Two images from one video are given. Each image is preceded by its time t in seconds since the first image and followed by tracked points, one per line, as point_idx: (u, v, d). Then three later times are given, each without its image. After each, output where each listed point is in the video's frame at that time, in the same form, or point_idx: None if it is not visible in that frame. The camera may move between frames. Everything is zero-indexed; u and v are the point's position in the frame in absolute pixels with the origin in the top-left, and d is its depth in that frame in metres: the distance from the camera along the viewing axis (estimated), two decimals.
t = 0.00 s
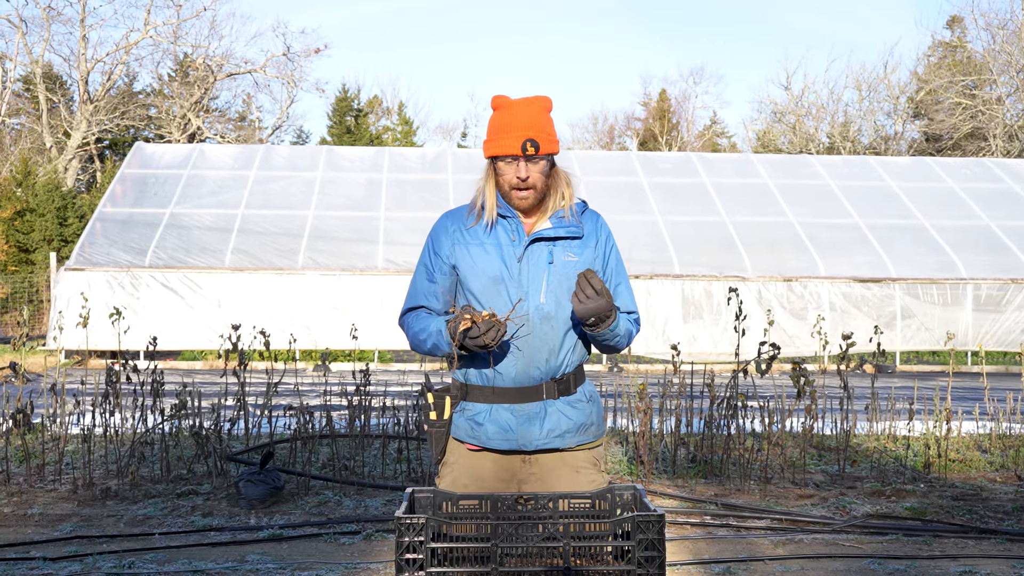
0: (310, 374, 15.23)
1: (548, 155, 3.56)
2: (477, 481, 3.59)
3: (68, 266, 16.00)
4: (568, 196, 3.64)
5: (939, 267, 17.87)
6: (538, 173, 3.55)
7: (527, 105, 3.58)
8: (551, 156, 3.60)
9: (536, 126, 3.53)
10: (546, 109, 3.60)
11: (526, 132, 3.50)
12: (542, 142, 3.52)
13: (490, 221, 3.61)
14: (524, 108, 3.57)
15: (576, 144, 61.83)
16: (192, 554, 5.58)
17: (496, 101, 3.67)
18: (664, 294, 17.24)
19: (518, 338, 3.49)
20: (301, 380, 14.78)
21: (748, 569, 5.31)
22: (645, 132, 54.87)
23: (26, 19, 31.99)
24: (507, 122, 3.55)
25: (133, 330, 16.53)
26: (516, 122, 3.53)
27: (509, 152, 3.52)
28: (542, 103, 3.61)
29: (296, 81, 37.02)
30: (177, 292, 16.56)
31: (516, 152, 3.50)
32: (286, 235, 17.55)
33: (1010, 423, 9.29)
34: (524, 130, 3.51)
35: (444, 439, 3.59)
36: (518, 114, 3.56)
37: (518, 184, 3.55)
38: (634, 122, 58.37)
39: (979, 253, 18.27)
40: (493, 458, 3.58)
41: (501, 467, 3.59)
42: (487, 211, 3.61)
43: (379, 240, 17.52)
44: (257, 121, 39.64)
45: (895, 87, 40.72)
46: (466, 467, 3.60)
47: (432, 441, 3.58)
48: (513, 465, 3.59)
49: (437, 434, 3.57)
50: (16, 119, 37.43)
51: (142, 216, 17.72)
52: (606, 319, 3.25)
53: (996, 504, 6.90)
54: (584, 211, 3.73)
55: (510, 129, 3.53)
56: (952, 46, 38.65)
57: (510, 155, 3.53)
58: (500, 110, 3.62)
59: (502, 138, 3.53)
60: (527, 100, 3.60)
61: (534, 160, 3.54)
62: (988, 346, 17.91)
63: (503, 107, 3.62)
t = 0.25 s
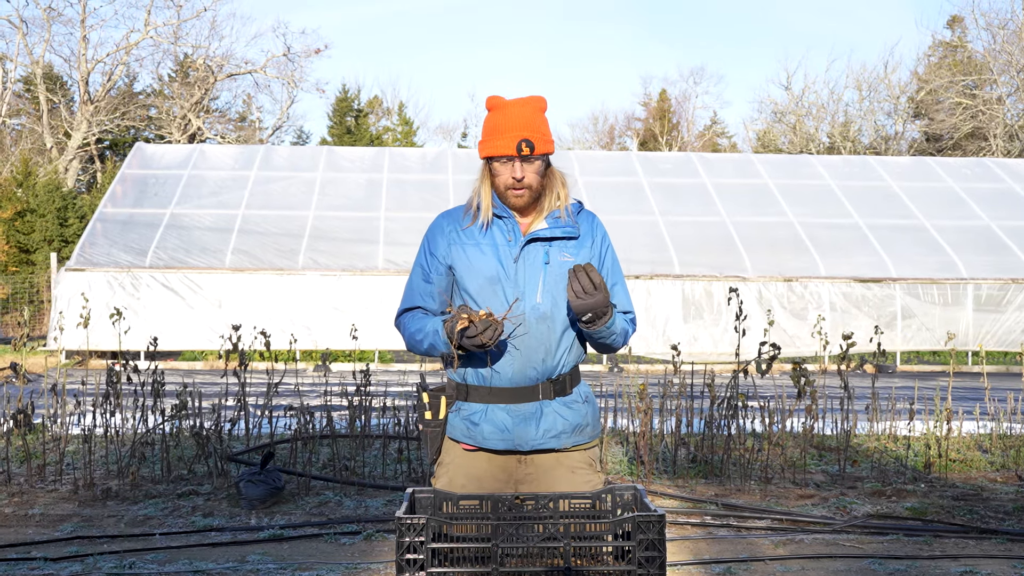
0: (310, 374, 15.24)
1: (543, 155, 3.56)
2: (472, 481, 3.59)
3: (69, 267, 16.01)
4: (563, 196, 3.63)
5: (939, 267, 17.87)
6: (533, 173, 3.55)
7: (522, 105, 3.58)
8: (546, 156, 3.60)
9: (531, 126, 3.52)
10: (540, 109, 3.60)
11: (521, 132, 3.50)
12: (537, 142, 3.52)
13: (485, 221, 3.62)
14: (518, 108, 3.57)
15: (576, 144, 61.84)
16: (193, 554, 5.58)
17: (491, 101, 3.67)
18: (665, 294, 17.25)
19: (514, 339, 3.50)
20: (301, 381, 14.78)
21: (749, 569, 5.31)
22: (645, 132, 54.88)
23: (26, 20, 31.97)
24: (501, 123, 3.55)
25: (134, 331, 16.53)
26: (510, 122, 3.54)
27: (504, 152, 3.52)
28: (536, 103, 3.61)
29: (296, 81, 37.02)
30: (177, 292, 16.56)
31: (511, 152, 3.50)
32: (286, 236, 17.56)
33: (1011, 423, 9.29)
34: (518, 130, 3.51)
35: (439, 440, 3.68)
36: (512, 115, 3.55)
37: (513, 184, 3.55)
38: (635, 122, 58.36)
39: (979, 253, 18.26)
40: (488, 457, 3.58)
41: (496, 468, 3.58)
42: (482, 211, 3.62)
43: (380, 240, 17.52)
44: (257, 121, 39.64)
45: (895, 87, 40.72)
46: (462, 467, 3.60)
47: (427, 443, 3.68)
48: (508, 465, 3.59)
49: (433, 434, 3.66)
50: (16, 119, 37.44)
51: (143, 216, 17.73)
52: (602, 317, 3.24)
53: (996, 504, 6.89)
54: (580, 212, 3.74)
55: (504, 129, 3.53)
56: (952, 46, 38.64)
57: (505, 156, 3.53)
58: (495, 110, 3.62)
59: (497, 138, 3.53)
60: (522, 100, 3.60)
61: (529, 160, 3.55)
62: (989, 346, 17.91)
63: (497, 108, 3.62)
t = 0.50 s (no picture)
0: (310, 375, 15.24)
1: (539, 156, 3.56)
2: (473, 482, 3.59)
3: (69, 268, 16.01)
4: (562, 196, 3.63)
5: (939, 267, 17.87)
6: (530, 173, 3.55)
7: (517, 107, 3.58)
8: (542, 157, 3.60)
9: (527, 127, 3.52)
10: (536, 109, 3.60)
11: (517, 133, 3.50)
12: (533, 143, 3.52)
13: (483, 222, 3.62)
14: (513, 109, 3.57)
15: (576, 144, 61.85)
16: (193, 555, 5.58)
17: (486, 103, 3.67)
18: (665, 294, 17.25)
19: (515, 339, 3.50)
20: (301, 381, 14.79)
21: (749, 569, 5.31)
22: (645, 132, 54.89)
23: (25, 21, 31.96)
24: (497, 124, 3.55)
25: (134, 332, 16.53)
26: (506, 123, 3.53)
27: (501, 154, 3.52)
28: (531, 103, 3.61)
29: (296, 82, 37.02)
30: (177, 293, 16.56)
31: (508, 153, 3.50)
32: (286, 236, 17.56)
33: (1011, 422, 9.29)
34: (514, 132, 3.51)
35: (440, 440, 3.68)
36: (508, 116, 3.55)
37: (511, 185, 3.55)
38: (634, 121, 58.37)
39: (979, 252, 18.26)
40: (489, 458, 3.58)
41: (497, 468, 3.58)
42: (480, 213, 3.62)
43: (380, 241, 17.52)
44: (257, 122, 39.65)
45: (895, 87, 40.75)
46: (462, 467, 3.60)
47: (428, 444, 3.67)
48: (508, 465, 3.58)
49: (434, 434, 3.66)
50: (16, 120, 37.45)
51: (143, 217, 17.73)
52: (604, 312, 3.25)
53: (996, 504, 6.90)
54: (579, 211, 3.74)
55: (500, 130, 3.53)
56: (951, 45, 38.66)
57: (501, 157, 3.53)
58: (491, 112, 3.62)
59: (493, 140, 3.53)
60: (517, 101, 3.60)
61: (525, 161, 3.55)
62: (989, 346, 17.91)
63: (492, 109, 3.62)
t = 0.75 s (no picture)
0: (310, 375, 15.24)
1: (538, 155, 3.56)
2: (476, 481, 3.59)
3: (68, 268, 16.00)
4: (562, 195, 3.63)
5: (939, 267, 17.87)
6: (528, 173, 3.55)
7: (515, 107, 3.58)
8: (541, 156, 3.60)
9: (525, 126, 3.52)
10: (534, 109, 3.59)
11: (516, 133, 3.50)
12: (532, 143, 3.52)
13: (483, 222, 3.62)
14: (511, 110, 3.57)
15: (577, 144, 61.85)
16: (193, 555, 5.58)
17: (484, 103, 3.66)
18: (665, 294, 17.25)
19: (517, 339, 3.50)
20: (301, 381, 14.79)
21: (749, 569, 5.32)
22: (645, 133, 54.89)
23: (25, 21, 31.95)
24: (495, 124, 3.55)
25: (134, 332, 16.53)
26: (505, 123, 3.53)
27: (499, 154, 3.52)
28: (530, 103, 3.61)
29: (296, 82, 37.00)
30: (177, 293, 16.56)
31: (506, 153, 3.50)
32: (286, 236, 17.56)
33: (1010, 422, 9.29)
34: (513, 131, 3.51)
35: (441, 440, 3.67)
36: (506, 116, 3.55)
37: (510, 185, 3.55)
38: (634, 122, 58.36)
39: (979, 253, 18.26)
40: (490, 457, 3.58)
41: (498, 467, 3.58)
42: (479, 212, 3.62)
43: (380, 241, 17.52)
44: (257, 122, 39.65)
45: (895, 87, 40.75)
46: (463, 467, 3.60)
47: (430, 444, 3.65)
48: (509, 464, 3.58)
49: (436, 434, 3.65)
50: (15, 120, 37.46)
51: (143, 217, 17.73)
52: (607, 311, 3.26)
53: (996, 504, 6.90)
54: (579, 211, 3.74)
55: (499, 130, 3.53)
56: (951, 46, 38.64)
57: (500, 157, 3.52)
58: (489, 112, 3.62)
59: (491, 140, 3.53)
60: (515, 101, 3.60)
61: (524, 161, 3.54)
62: (989, 346, 17.91)
63: (491, 109, 3.62)
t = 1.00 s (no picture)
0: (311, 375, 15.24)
1: (541, 156, 3.56)
2: (477, 483, 3.59)
3: (69, 269, 16.01)
4: (563, 196, 3.63)
5: (940, 267, 17.87)
6: (530, 174, 3.55)
7: (517, 107, 3.57)
8: (543, 157, 3.60)
9: (528, 127, 3.52)
10: (537, 110, 3.59)
11: (518, 134, 3.50)
12: (534, 144, 3.52)
13: (484, 223, 3.62)
14: (514, 110, 3.56)
15: (577, 144, 61.85)
16: (193, 555, 5.58)
17: (487, 103, 3.66)
18: (665, 294, 17.25)
19: (517, 340, 3.49)
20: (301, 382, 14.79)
21: (750, 570, 5.31)
22: (645, 133, 54.88)
23: (25, 22, 31.96)
24: (498, 125, 3.54)
25: (134, 332, 16.53)
26: (507, 123, 3.53)
27: (501, 154, 3.52)
28: (532, 104, 3.60)
29: (296, 83, 37.00)
30: (178, 294, 16.56)
31: (509, 153, 3.50)
32: (286, 237, 17.56)
33: (1011, 423, 9.29)
34: (515, 132, 3.51)
35: (443, 440, 3.66)
36: (509, 116, 3.55)
37: (512, 186, 3.55)
38: (634, 122, 58.36)
39: (980, 253, 18.26)
40: (491, 458, 3.57)
41: (499, 469, 3.58)
42: (480, 213, 3.62)
43: (380, 241, 17.52)
44: (257, 123, 39.66)
45: (895, 87, 40.76)
46: (464, 468, 3.60)
47: (431, 445, 3.65)
48: (510, 465, 3.58)
49: (437, 435, 3.64)
50: (15, 121, 37.47)
51: (143, 218, 17.73)
52: (606, 314, 3.25)
53: (997, 504, 6.89)
54: (579, 212, 3.74)
55: (501, 131, 3.53)
56: (952, 46, 38.64)
57: (502, 157, 3.52)
58: (491, 112, 3.61)
59: (494, 140, 3.53)
60: (517, 101, 3.60)
61: (526, 162, 3.54)
62: (989, 346, 17.91)
63: (494, 109, 3.62)
